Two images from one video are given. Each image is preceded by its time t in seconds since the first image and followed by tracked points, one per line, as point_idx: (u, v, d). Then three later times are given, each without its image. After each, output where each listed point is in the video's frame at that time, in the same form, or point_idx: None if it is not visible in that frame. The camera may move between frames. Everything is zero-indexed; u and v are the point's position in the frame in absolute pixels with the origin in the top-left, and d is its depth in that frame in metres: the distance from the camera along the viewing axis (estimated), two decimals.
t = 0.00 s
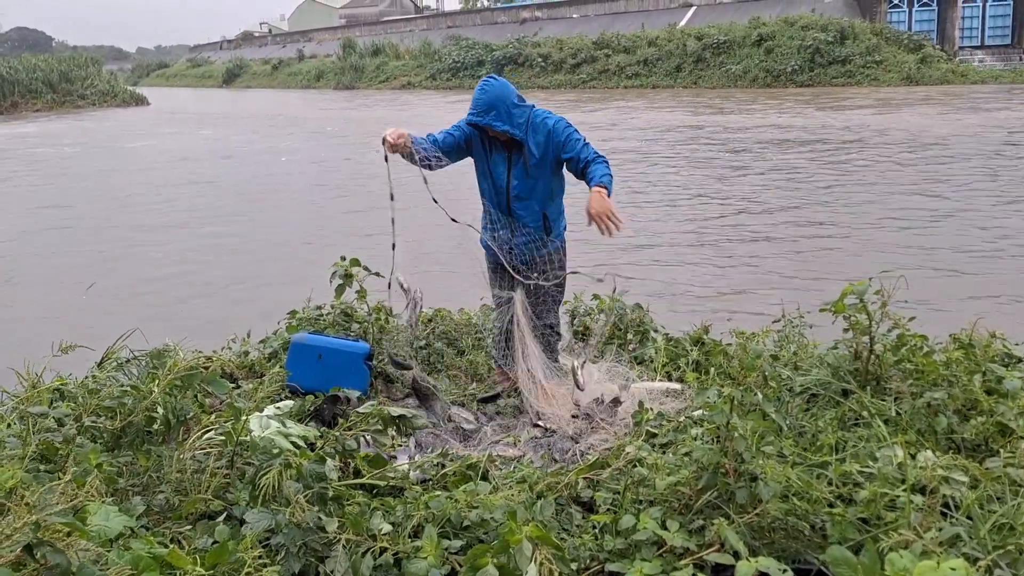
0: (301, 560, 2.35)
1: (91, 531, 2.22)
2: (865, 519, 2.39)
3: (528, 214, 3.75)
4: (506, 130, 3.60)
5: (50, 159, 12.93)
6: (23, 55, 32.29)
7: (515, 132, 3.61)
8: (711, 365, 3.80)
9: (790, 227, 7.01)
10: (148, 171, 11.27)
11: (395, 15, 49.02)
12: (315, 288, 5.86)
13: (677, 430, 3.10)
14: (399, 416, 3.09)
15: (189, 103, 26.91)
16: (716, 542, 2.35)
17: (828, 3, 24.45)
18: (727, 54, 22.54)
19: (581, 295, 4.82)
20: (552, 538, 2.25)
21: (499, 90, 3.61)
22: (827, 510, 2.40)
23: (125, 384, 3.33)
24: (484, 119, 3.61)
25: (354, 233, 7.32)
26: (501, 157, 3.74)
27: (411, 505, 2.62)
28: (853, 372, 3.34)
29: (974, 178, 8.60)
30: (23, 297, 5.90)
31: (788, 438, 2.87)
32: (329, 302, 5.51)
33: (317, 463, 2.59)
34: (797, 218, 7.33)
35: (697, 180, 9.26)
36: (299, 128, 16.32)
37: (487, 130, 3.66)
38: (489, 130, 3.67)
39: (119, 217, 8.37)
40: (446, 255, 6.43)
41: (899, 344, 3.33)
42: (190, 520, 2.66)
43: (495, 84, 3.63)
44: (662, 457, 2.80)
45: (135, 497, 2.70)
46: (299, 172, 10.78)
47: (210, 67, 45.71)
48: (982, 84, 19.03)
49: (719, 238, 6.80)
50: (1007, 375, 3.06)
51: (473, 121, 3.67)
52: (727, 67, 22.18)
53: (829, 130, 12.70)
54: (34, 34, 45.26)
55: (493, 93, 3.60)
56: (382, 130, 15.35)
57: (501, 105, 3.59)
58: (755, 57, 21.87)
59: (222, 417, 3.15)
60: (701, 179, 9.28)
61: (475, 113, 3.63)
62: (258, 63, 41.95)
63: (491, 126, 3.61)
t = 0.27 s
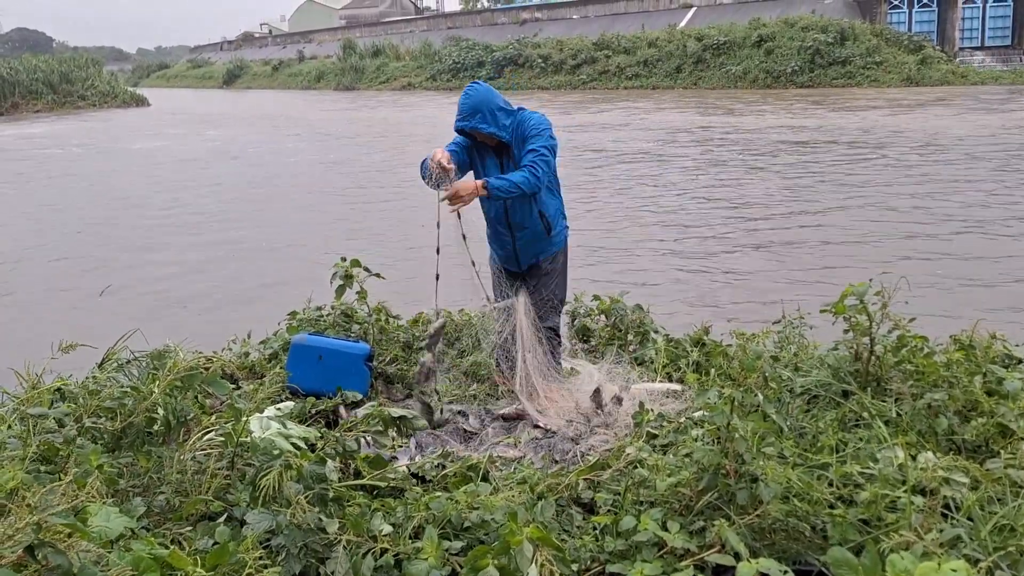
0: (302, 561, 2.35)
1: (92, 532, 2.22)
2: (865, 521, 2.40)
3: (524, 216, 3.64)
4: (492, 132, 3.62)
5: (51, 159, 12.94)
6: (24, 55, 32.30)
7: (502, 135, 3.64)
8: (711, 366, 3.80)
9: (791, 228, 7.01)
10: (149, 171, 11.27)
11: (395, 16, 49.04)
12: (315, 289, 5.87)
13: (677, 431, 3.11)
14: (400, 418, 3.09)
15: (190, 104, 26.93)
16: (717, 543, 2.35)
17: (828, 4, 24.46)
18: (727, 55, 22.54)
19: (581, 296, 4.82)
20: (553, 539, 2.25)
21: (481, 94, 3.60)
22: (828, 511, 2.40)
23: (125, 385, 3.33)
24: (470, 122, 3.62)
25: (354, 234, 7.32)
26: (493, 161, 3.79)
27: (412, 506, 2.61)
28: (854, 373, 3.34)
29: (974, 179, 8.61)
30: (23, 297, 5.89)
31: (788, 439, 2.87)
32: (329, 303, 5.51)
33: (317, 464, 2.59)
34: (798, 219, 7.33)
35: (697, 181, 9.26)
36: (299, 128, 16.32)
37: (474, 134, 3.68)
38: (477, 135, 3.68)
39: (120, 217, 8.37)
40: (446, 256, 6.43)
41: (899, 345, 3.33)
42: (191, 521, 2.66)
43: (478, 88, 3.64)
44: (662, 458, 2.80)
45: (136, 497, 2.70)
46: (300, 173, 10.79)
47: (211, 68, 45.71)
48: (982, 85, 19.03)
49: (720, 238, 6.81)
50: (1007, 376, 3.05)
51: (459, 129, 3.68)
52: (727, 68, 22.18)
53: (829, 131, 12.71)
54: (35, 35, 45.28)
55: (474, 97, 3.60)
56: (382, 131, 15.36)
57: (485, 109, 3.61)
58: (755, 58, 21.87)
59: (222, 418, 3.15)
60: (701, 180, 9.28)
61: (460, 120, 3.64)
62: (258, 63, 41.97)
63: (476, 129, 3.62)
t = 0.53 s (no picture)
0: (303, 562, 2.34)
1: (93, 533, 2.22)
2: (866, 522, 2.40)
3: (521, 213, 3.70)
4: (475, 136, 3.56)
5: (51, 160, 12.95)
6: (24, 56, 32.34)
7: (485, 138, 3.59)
8: (712, 367, 3.80)
9: (791, 229, 7.01)
10: (149, 172, 11.28)
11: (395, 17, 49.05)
12: (315, 290, 5.87)
13: (678, 433, 3.11)
14: (400, 419, 3.09)
15: (190, 105, 26.94)
16: (718, 544, 2.35)
17: (828, 6, 24.44)
18: (727, 56, 22.54)
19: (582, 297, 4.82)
20: (554, 540, 2.25)
21: (461, 98, 3.54)
22: (829, 512, 2.41)
23: (126, 386, 3.33)
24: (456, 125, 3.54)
25: (354, 235, 7.32)
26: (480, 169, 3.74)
27: (412, 507, 2.61)
28: (855, 374, 3.34)
29: (974, 180, 8.61)
30: (23, 299, 5.89)
31: (789, 440, 2.88)
32: (330, 304, 5.50)
33: (318, 465, 2.59)
34: (798, 220, 7.33)
35: (698, 182, 9.25)
36: (299, 129, 16.32)
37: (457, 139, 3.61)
38: (462, 141, 3.61)
39: (120, 218, 8.38)
40: (446, 257, 6.43)
41: (900, 346, 3.33)
42: (192, 522, 2.65)
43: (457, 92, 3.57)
44: (664, 459, 2.80)
45: (136, 498, 2.70)
46: (300, 174, 10.79)
47: (211, 69, 45.70)
48: (982, 86, 19.03)
49: (720, 239, 6.81)
50: (1008, 377, 3.05)
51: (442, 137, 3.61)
52: (727, 69, 22.19)
53: (830, 132, 12.71)
54: (35, 36, 45.32)
55: (455, 100, 3.53)
56: (383, 132, 15.36)
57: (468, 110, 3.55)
58: (755, 59, 21.87)
59: (223, 419, 3.15)
60: (701, 181, 9.28)
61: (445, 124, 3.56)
62: (258, 64, 41.99)
63: (460, 133, 3.55)
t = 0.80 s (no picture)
0: (303, 563, 2.34)
1: (94, 534, 2.22)
2: (867, 523, 2.40)
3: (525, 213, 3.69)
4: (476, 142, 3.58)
5: (52, 161, 12.97)
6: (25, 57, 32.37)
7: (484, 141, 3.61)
8: (712, 369, 3.80)
9: (792, 230, 7.01)
10: (150, 173, 11.29)
11: (396, 18, 49.07)
12: (315, 291, 5.87)
13: (678, 435, 3.12)
14: (400, 420, 3.10)
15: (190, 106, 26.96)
16: (718, 545, 2.36)
17: (828, 7, 24.45)
18: (727, 57, 22.55)
19: (582, 298, 4.83)
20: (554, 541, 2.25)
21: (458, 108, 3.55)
22: (829, 514, 2.41)
23: (127, 388, 3.34)
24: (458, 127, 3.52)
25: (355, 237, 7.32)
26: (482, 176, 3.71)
27: (413, 509, 2.61)
28: (855, 376, 3.34)
29: (975, 181, 8.61)
30: (24, 300, 5.89)
31: (789, 442, 2.89)
32: (331, 305, 5.51)
33: (318, 467, 2.59)
34: (798, 221, 7.33)
35: (698, 183, 9.25)
36: (300, 130, 16.33)
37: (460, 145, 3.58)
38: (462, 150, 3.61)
39: (121, 219, 8.38)
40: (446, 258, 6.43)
41: (900, 347, 3.34)
42: (192, 523, 2.65)
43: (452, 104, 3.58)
44: (664, 461, 2.80)
45: (137, 500, 2.70)
46: (300, 175, 10.80)
47: (211, 70, 45.73)
48: (982, 87, 19.04)
49: (720, 241, 6.81)
50: (1008, 379, 3.05)
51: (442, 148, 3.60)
52: (727, 70, 22.20)
53: (830, 133, 12.71)
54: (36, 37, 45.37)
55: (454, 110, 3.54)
56: (383, 133, 15.37)
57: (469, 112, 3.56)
58: (755, 60, 21.87)
59: (223, 421, 3.16)
60: (701, 182, 9.28)
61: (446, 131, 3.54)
62: (259, 66, 42.02)
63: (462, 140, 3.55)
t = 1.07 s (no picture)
0: (303, 564, 2.34)
1: (94, 536, 2.22)
2: (867, 525, 2.40)
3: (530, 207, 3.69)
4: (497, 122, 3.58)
5: (53, 161, 12.99)
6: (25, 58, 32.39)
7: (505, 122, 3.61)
8: (712, 370, 3.80)
9: (792, 232, 7.01)
10: (151, 174, 11.30)
11: (396, 19, 49.10)
12: (315, 292, 5.87)
13: (678, 436, 3.13)
14: (401, 421, 3.10)
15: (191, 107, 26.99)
16: (719, 547, 2.36)
17: (828, 8, 24.44)
18: (727, 58, 22.55)
19: (583, 299, 4.83)
20: (555, 543, 2.25)
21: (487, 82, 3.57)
22: (830, 516, 2.41)
23: (127, 389, 3.34)
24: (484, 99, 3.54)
25: (355, 238, 7.33)
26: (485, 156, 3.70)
27: (413, 511, 2.61)
28: (855, 377, 3.34)
29: (974, 182, 8.60)
30: (24, 301, 5.89)
31: (789, 443, 2.89)
32: (331, 306, 5.51)
33: (318, 468, 2.59)
34: (798, 222, 7.34)
35: (698, 184, 9.24)
36: (300, 132, 16.34)
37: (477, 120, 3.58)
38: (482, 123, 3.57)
39: (121, 220, 8.39)
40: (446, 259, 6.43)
41: (901, 348, 3.34)
42: (192, 525, 2.65)
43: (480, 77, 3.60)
44: (665, 462, 2.80)
45: (138, 501, 2.70)
46: (301, 176, 10.81)
47: (212, 71, 45.75)
48: (982, 88, 19.03)
49: (720, 241, 6.81)
50: (1009, 380, 3.05)
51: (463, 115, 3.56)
52: (727, 71, 22.20)
53: (831, 134, 12.71)
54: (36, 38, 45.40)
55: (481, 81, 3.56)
56: (383, 134, 15.39)
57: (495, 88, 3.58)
58: (755, 62, 21.88)
59: (224, 422, 3.16)
60: (702, 184, 9.28)
61: (469, 100, 3.55)
62: (259, 67, 42.04)
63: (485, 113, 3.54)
